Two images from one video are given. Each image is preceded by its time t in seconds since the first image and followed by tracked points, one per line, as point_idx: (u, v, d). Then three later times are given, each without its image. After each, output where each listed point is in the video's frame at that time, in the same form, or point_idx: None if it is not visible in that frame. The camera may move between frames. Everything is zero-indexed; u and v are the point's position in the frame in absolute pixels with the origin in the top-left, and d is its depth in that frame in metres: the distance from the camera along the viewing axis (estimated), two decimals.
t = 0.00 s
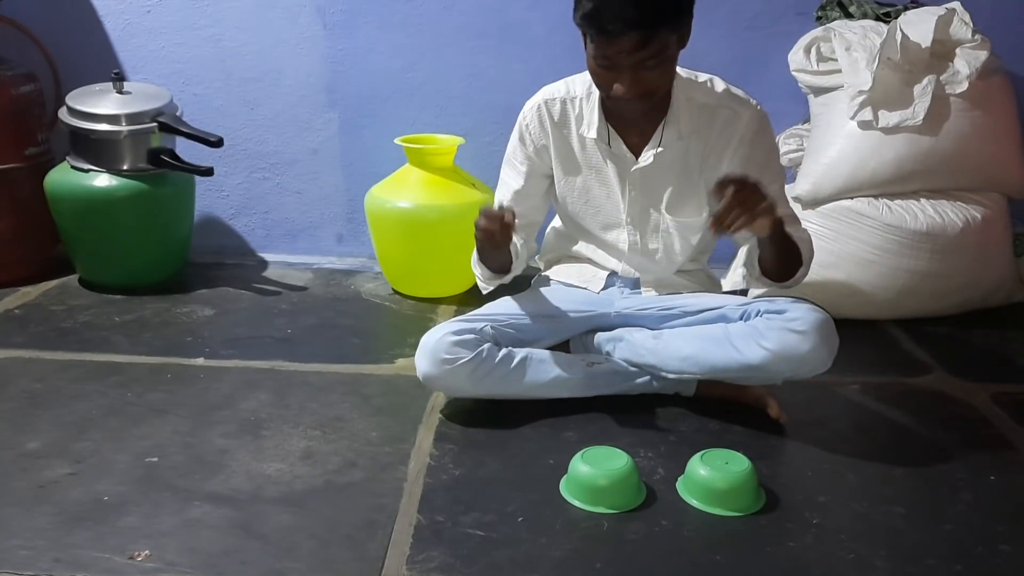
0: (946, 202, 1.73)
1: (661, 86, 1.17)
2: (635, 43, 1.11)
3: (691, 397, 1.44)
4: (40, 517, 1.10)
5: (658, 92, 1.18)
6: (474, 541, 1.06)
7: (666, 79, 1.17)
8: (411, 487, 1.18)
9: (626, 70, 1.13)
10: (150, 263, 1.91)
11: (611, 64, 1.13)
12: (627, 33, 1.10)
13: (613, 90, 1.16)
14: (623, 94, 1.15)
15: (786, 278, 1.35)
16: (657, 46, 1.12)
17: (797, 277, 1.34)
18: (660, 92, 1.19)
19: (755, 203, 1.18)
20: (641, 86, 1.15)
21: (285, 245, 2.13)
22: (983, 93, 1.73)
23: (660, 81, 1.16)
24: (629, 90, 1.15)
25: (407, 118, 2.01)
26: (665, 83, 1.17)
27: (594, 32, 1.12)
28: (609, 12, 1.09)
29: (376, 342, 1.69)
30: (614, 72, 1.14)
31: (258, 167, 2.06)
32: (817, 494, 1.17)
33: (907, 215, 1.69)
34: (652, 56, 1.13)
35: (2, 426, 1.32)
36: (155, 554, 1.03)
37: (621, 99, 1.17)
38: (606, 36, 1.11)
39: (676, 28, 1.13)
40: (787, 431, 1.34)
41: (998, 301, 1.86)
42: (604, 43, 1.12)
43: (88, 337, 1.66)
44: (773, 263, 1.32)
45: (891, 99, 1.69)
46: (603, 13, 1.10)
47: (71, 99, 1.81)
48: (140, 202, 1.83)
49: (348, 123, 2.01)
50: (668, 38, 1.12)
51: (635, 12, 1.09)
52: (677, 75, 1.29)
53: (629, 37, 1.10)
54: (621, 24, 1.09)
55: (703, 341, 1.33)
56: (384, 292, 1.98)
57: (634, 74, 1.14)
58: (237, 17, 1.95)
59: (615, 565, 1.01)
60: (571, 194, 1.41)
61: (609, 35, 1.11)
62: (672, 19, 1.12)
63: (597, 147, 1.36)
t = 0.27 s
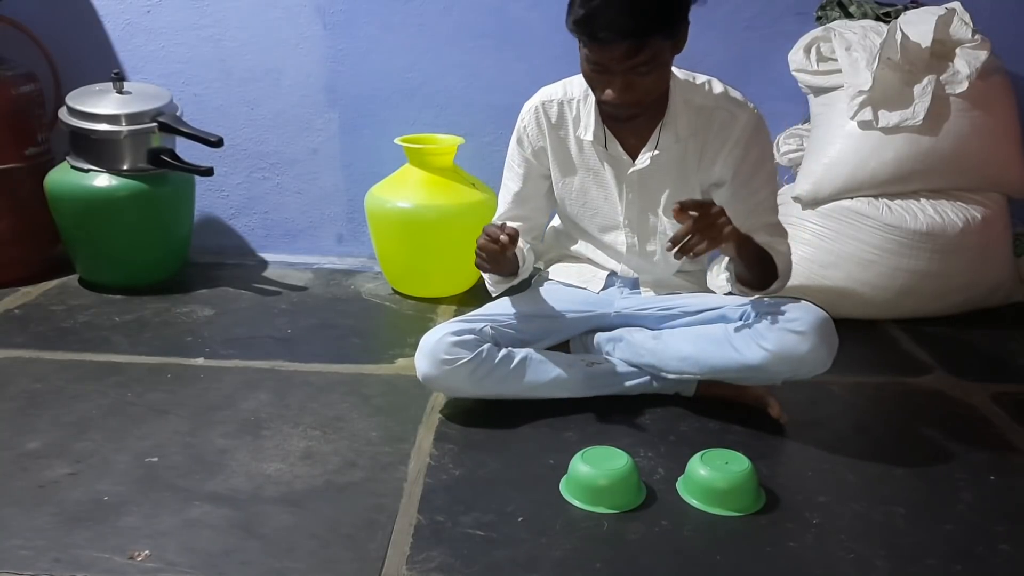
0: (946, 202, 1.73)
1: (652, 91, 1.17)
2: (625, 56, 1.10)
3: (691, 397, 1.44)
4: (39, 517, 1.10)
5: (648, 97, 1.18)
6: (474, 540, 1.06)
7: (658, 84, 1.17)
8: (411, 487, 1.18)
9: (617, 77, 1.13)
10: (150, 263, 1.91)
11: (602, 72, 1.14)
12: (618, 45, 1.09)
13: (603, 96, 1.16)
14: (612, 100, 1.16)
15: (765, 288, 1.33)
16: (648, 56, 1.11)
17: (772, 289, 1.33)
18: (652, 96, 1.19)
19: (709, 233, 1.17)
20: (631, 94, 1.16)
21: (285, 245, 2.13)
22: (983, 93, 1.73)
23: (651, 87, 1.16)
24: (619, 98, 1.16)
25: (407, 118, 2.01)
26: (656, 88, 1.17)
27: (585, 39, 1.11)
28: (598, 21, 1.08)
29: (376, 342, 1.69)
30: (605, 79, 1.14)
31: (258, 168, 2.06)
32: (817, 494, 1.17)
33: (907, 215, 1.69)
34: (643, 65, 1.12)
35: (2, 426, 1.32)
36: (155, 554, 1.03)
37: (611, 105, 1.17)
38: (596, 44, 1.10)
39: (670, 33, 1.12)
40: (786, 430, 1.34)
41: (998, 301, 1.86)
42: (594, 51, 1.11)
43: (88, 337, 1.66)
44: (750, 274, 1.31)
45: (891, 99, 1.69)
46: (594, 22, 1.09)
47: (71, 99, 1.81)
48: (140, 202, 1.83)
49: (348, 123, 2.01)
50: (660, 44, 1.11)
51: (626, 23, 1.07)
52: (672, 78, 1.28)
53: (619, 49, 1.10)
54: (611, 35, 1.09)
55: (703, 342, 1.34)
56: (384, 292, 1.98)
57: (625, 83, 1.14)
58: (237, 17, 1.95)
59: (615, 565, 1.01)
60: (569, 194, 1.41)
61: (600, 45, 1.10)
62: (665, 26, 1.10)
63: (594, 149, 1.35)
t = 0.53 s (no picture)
0: (946, 202, 1.73)
1: (624, 84, 1.11)
2: (594, 30, 1.06)
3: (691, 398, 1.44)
4: (40, 517, 1.10)
5: (622, 91, 1.12)
6: (474, 541, 1.06)
7: (633, 77, 1.11)
8: (411, 487, 1.18)
9: (585, 55, 1.09)
10: (150, 263, 1.91)
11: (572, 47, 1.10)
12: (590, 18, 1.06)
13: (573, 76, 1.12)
14: (579, 81, 1.11)
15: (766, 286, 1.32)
16: (616, 37, 1.07)
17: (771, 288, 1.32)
18: (627, 92, 1.13)
19: (755, 242, 1.16)
20: (600, 78, 1.11)
21: (285, 245, 2.13)
22: (983, 93, 1.73)
23: (624, 77, 1.10)
24: (587, 80, 1.11)
25: (407, 118, 2.01)
26: (632, 82, 1.11)
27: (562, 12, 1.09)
28: None
29: (376, 342, 1.69)
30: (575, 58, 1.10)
31: (258, 168, 2.06)
32: (817, 494, 1.17)
33: (907, 215, 1.69)
34: (614, 46, 1.07)
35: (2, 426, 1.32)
36: (155, 554, 1.03)
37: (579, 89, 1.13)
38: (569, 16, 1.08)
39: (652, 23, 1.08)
40: (786, 430, 1.34)
41: (998, 301, 1.86)
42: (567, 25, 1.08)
43: (88, 337, 1.66)
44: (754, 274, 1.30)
45: (891, 99, 1.69)
46: None
47: (71, 99, 1.81)
48: (140, 203, 1.83)
49: (348, 123, 2.01)
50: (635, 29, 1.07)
51: None
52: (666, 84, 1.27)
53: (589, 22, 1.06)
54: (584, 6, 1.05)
55: (703, 343, 1.34)
56: (384, 292, 1.98)
57: (594, 64, 1.09)
58: (237, 17, 1.95)
59: (615, 565, 1.01)
60: (568, 198, 1.42)
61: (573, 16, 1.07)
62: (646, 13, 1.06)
63: (592, 153, 1.36)
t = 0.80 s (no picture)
0: (946, 202, 1.73)
1: (614, 48, 1.25)
2: None
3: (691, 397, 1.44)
4: (39, 517, 1.10)
5: (611, 56, 1.26)
6: (474, 540, 1.06)
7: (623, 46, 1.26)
8: (411, 487, 1.18)
9: (581, 14, 1.24)
10: (150, 263, 1.91)
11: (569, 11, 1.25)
12: None
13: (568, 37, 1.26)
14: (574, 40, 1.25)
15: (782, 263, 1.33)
16: None
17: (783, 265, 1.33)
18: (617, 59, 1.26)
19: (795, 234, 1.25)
20: (592, 37, 1.24)
21: (285, 246, 2.13)
22: (983, 93, 1.73)
23: (614, 42, 1.25)
24: (581, 40, 1.24)
25: (407, 118, 2.01)
26: (621, 48, 1.26)
27: None
28: None
29: (376, 342, 1.69)
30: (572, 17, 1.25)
31: (258, 167, 2.06)
32: (817, 494, 1.17)
33: (907, 215, 1.69)
34: (608, 9, 1.23)
35: (1, 426, 1.32)
36: (155, 554, 1.03)
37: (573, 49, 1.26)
38: None
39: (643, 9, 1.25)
40: (786, 431, 1.34)
41: (998, 301, 1.86)
42: None
43: (88, 337, 1.66)
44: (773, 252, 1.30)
45: (891, 99, 1.69)
46: None
47: (71, 100, 1.81)
48: (140, 202, 1.83)
49: (348, 124, 2.01)
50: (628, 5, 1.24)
51: None
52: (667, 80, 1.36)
53: None
54: None
55: (704, 344, 1.34)
56: (384, 292, 1.98)
57: (589, 21, 1.24)
58: (237, 17, 1.95)
59: (615, 565, 1.01)
60: (566, 196, 1.44)
61: None
62: None
63: (590, 148, 1.40)
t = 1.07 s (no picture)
0: (946, 202, 1.73)
1: (631, 25, 1.27)
2: None
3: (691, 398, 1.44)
4: (40, 517, 1.10)
5: (626, 34, 1.28)
6: (474, 541, 1.06)
7: (639, 25, 1.28)
8: (411, 487, 1.18)
9: None
10: (150, 262, 1.91)
11: None
12: None
13: (585, 13, 1.28)
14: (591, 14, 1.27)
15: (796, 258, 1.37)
16: None
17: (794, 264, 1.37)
18: (632, 37, 1.29)
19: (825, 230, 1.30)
20: (611, 14, 1.27)
21: (285, 245, 2.13)
22: (983, 93, 1.73)
23: (631, 19, 1.27)
24: (599, 14, 1.27)
25: (407, 118, 2.01)
26: (637, 26, 1.28)
27: None
28: None
29: (376, 342, 1.69)
30: None
31: (258, 167, 2.06)
32: (817, 494, 1.17)
33: (907, 215, 1.69)
34: None
35: (2, 426, 1.32)
36: (155, 554, 1.03)
37: (589, 24, 1.28)
38: None
39: None
40: (786, 431, 1.34)
41: (998, 301, 1.86)
42: None
43: (88, 337, 1.66)
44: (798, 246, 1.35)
45: (891, 99, 1.69)
46: None
47: (71, 100, 1.81)
48: (140, 202, 1.83)
49: (348, 123, 2.01)
50: None
51: None
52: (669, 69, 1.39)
53: None
54: None
55: (694, 317, 1.32)
56: (384, 292, 1.98)
57: None
58: (237, 17, 1.95)
59: (615, 565, 1.01)
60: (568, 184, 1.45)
61: None
62: None
63: (594, 137, 1.42)
